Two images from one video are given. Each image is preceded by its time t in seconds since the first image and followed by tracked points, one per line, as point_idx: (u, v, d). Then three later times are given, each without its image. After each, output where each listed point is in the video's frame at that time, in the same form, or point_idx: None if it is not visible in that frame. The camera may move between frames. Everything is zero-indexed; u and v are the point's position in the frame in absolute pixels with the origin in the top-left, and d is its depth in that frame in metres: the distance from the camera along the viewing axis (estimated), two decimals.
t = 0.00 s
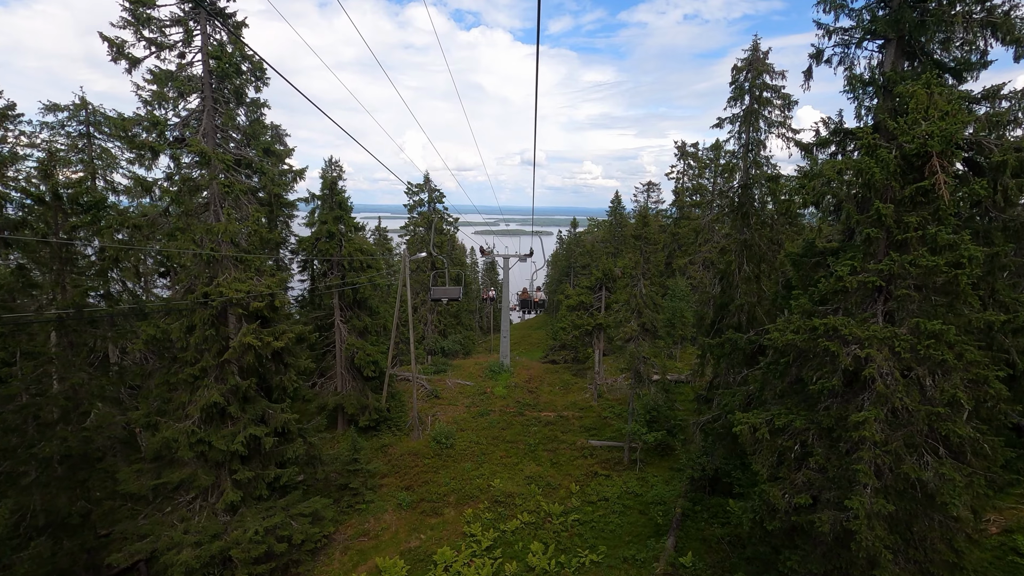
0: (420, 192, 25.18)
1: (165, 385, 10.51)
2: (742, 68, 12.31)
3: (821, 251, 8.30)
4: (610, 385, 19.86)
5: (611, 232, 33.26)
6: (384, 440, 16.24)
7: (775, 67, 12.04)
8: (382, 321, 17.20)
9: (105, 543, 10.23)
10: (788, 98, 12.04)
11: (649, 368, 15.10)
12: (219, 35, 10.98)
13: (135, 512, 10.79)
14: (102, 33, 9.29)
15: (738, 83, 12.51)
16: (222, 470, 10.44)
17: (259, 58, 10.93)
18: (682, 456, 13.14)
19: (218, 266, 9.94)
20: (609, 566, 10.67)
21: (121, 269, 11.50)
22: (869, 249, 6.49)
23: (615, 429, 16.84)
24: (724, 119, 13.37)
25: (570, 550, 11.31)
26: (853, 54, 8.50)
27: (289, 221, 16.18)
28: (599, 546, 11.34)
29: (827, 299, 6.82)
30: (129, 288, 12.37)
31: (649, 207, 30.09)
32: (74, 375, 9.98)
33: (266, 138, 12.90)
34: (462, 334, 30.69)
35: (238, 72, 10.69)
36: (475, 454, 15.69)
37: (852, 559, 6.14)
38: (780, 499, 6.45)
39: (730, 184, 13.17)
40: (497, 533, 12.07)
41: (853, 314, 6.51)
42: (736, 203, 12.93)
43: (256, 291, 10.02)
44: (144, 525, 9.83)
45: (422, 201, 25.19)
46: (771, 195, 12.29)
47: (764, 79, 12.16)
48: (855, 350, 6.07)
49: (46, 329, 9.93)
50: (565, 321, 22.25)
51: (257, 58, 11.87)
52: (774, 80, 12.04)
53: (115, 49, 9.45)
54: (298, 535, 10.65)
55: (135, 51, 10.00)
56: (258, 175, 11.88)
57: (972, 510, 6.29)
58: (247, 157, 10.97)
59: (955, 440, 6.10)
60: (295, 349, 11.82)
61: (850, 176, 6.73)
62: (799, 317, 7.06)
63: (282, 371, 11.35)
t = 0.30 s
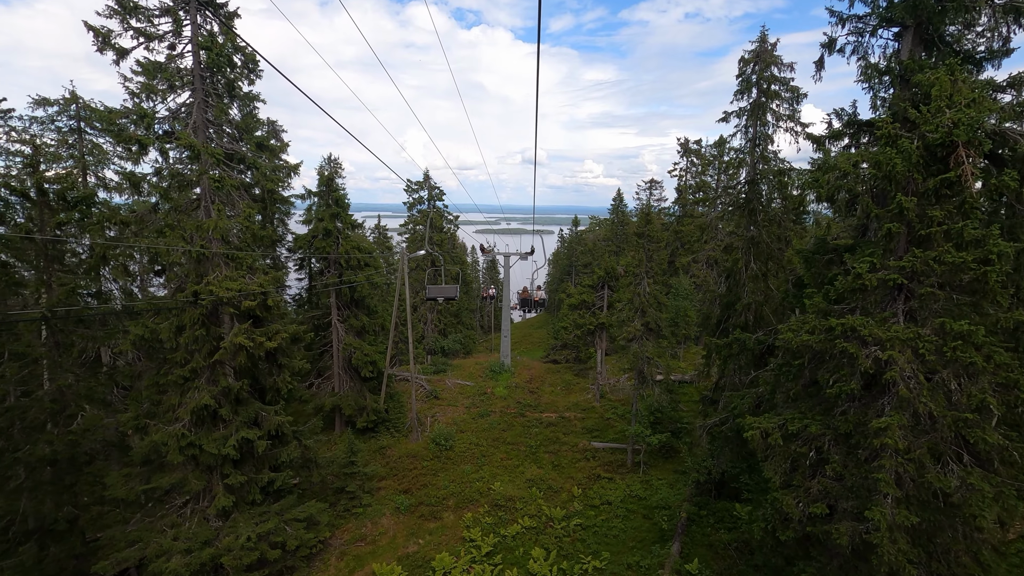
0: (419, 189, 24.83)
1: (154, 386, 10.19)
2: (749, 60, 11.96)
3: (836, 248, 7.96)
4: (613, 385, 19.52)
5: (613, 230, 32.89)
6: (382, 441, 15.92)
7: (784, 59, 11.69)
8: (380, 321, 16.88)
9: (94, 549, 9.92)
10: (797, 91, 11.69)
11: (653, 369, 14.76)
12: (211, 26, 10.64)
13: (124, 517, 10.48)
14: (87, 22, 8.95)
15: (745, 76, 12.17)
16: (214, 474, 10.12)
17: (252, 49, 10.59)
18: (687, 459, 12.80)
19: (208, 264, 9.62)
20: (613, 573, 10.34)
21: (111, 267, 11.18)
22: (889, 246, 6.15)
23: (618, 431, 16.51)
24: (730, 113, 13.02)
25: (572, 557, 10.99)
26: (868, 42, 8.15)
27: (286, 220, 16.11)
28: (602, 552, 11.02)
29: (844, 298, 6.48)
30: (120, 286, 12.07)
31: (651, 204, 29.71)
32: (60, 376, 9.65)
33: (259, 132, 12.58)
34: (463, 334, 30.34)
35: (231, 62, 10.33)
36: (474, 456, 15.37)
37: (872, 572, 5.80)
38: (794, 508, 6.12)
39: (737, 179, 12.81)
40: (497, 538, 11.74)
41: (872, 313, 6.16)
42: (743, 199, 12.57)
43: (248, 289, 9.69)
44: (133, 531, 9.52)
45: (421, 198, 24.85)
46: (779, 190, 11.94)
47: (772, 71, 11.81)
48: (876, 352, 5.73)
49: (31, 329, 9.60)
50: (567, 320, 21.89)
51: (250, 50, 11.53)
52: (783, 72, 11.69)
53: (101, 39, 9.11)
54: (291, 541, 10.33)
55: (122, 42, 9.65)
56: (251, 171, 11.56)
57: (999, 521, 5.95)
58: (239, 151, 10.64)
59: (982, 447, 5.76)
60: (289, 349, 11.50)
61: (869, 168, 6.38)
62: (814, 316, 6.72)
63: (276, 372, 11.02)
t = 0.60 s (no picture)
0: (419, 187, 24.51)
1: (144, 389, 9.88)
2: (757, 52, 11.62)
3: (850, 245, 7.62)
4: (615, 386, 19.19)
5: (615, 228, 32.54)
6: (380, 444, 15.61)
7: (793, 51, 11.35)
8: (378, 321, 16.57)
9: (81, 556, 9.62)
10: (807, 84, 11.36)
11: (657, 370, 14.43)
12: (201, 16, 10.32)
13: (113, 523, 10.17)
14: (72, 11, 8.64)
15: (753, 69, 11.83)
16: (205, 478, 9.81)
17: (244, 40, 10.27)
18: (692, 463, 12.46)
19: (198, 262, 9.30)
20: None
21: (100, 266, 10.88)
22: (911, 242, 5.82)
23: (621, 433, 16.18)
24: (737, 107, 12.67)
25: (575, 564, 10.66)
26: (884, 30, 7.80)
27: (282, 218, 15.80)
28: (606, 559, 10.70)
29: (862, 298, 6.15)
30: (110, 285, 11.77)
31: (654, 202, 29.38)
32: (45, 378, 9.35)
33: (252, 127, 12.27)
34: (464, 333, 30.01)
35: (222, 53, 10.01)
36: (474, 459, 15.06)
37: None
38: (810, 520, 5.79)
39: (743, 175, 12.47)
40: (497, 544, 11.43)
41: (892, 314, 5.83)
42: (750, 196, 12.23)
43: (240, 288, 9.38)
44: (121, 538, 9.22)
45: (421, 196, 24.53)
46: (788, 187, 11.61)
47: (781, 64, 11.47)
48: (898, 355, 5.40)
49: (15, 329, 9.30)
50: (568, 319, 21.55)
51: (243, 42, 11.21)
52: (791, 64, 11.35)
53: (87, 29, 8.79)
54: (285, 548, 10.02)
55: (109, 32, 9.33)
56: (244, 167, 11.24)
57: None
58: (231, 146, 10.33)
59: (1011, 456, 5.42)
60: (284, 350, 11.19)
61: (890, 161, 6.05)
62: (830, 317, 6.39)
63: (270, 374, 10.71)
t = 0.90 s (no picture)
0: (418, 186, 24.21)
1: (132, 393, 9.58)
2: (764, 46, 11.30)
3: (864, 244, 7.30)
4: (617, 388, 18.89)
5: (617, 228, 32.21)
6: (377, 447, 15.30)
7: (801, 45, 11.03)
8: (376, 322, 16.27)
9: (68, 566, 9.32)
10: (815, 78, 11.04)
11: (660, 372, 14.12)
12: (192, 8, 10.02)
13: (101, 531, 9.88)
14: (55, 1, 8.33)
15: (760, 63, 11.51)
16: (196, 485, 9.51)
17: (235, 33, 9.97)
18: (697, 468, 12.14)
19: (188, 262, 9.01)
20: None
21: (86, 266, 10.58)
22: (933, 241, 5.52)
23: (624, 436, 15.86)
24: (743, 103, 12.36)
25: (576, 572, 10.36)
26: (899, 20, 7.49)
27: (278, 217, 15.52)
28: (608, 568, 10.39)
29: (880, 300, 5.83)
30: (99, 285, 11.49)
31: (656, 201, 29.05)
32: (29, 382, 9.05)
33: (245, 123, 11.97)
34: (464, 334, 29.69)
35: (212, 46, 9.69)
36: (474, 463, 14.76)
37: None
38: (826, 534, 5.47)
39: (750, 173, 12.16)
40: (497, 551, 11.11)
41: (912, 317, 5.52)
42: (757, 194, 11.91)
43: (231, 289, 9.07)
44: (108, 547, 8.92)
45: (420, 195, 24.24)
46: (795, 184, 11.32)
47: (789, 58, 11.15)
48: (921, 360, 5.10)
49: None
50: (570, 320, 21.25)
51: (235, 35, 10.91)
52: (799, 58, 11.03)
53: (71, 20, 8.49)
54: (278, 557, 9.71)
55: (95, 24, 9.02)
56: (236, 164, 10.94)
57: None
58: (223, 142, 10.04)
59: None
60: (277, 352, 10.89)
61: (910, 155, 5.73)
62: (846, 320, 6.07)
63: (263, 377, 10.41)
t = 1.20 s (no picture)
0: (417, 185, 23.94)
1: (119, 397, 9.30)
2: (770, 40, 11.01)
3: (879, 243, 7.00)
4: (619, 390, 18.60)
5: (618, 227, 31.91)
6: (374, 451, 15.03)
7: (808, 39, 10.74)
8: (374, 323, 16.01)
9: None
10: (822, 73, 10.75)
11: (664, 374, 13.84)
12: None
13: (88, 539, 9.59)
14: None
15: (766, 58, 11.22)
16: (186, 492, 9.22)
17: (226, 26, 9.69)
18: (702, 473, 11.84)
19: (176, 262, 8.73)
20: None
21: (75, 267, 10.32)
22: (956, 240, 5.22)
23: (626, 440, 15.58)
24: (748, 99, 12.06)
25: None
26: (914, 10, 7.19)
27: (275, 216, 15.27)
28: None
29: (898, 301, 5.53)
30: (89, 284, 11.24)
31: (658, 201, 28.74)
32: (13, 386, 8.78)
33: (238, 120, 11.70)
34: (464, 334, 29.41)
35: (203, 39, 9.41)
36: (473, 467, 14.48)
37: None
38: (840, 549, 5.19)
39: (756, 171, 11.86)
40: (496, 559, 10.81)
41: (933, 320, 5.23)
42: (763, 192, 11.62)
43: (221, 290, 8.80)
44: (94, 556, 8.63)
45: (419, 194, 23.97)
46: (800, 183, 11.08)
47: (796, 52, 10.85)
48: (945, 367, 4.81)
49: None
50: (571, 321, 20.95)
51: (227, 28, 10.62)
52: (807, 52, 10.74)
53: (55, 12, 8.20)
54: (270, 566, 9.42)
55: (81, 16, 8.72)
56: (228, 161, 10.67)
57: None
58: (214, 139, 9.78)
59: None
60: (270, 354, 10.60)
61: (930, 149, 5.43)
62: (862, 323, 5.77)
63: (255, 380, 10.13)
